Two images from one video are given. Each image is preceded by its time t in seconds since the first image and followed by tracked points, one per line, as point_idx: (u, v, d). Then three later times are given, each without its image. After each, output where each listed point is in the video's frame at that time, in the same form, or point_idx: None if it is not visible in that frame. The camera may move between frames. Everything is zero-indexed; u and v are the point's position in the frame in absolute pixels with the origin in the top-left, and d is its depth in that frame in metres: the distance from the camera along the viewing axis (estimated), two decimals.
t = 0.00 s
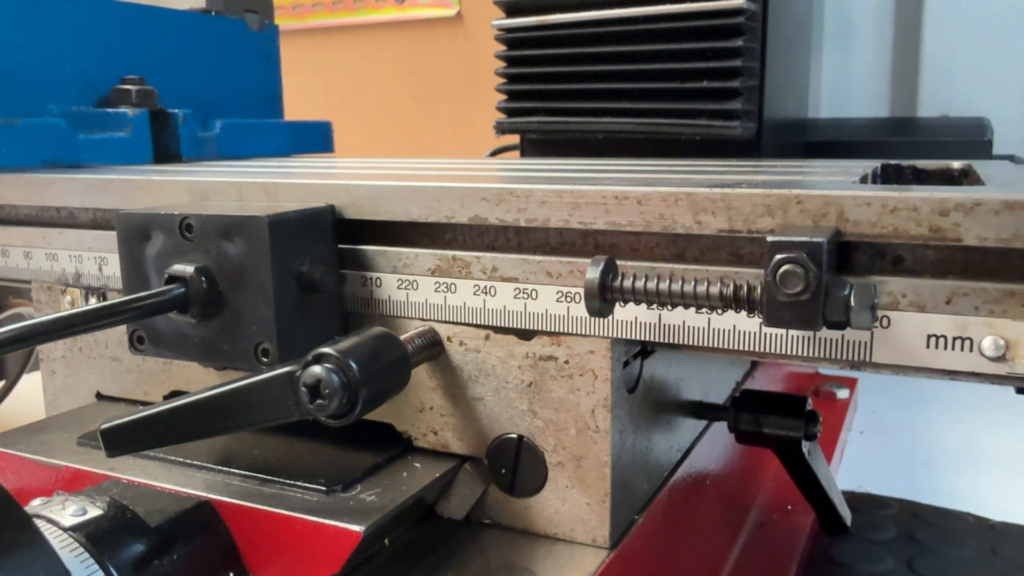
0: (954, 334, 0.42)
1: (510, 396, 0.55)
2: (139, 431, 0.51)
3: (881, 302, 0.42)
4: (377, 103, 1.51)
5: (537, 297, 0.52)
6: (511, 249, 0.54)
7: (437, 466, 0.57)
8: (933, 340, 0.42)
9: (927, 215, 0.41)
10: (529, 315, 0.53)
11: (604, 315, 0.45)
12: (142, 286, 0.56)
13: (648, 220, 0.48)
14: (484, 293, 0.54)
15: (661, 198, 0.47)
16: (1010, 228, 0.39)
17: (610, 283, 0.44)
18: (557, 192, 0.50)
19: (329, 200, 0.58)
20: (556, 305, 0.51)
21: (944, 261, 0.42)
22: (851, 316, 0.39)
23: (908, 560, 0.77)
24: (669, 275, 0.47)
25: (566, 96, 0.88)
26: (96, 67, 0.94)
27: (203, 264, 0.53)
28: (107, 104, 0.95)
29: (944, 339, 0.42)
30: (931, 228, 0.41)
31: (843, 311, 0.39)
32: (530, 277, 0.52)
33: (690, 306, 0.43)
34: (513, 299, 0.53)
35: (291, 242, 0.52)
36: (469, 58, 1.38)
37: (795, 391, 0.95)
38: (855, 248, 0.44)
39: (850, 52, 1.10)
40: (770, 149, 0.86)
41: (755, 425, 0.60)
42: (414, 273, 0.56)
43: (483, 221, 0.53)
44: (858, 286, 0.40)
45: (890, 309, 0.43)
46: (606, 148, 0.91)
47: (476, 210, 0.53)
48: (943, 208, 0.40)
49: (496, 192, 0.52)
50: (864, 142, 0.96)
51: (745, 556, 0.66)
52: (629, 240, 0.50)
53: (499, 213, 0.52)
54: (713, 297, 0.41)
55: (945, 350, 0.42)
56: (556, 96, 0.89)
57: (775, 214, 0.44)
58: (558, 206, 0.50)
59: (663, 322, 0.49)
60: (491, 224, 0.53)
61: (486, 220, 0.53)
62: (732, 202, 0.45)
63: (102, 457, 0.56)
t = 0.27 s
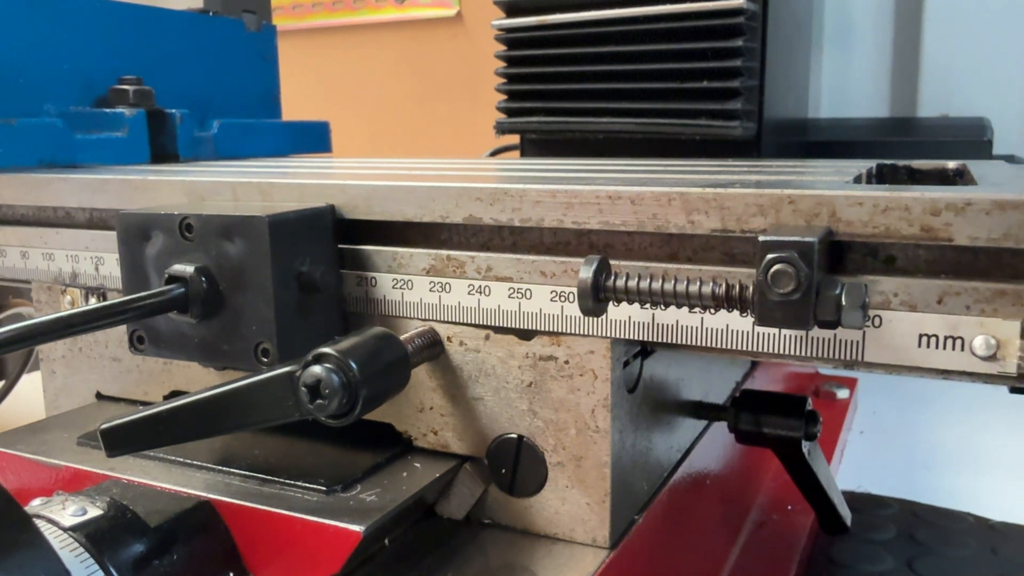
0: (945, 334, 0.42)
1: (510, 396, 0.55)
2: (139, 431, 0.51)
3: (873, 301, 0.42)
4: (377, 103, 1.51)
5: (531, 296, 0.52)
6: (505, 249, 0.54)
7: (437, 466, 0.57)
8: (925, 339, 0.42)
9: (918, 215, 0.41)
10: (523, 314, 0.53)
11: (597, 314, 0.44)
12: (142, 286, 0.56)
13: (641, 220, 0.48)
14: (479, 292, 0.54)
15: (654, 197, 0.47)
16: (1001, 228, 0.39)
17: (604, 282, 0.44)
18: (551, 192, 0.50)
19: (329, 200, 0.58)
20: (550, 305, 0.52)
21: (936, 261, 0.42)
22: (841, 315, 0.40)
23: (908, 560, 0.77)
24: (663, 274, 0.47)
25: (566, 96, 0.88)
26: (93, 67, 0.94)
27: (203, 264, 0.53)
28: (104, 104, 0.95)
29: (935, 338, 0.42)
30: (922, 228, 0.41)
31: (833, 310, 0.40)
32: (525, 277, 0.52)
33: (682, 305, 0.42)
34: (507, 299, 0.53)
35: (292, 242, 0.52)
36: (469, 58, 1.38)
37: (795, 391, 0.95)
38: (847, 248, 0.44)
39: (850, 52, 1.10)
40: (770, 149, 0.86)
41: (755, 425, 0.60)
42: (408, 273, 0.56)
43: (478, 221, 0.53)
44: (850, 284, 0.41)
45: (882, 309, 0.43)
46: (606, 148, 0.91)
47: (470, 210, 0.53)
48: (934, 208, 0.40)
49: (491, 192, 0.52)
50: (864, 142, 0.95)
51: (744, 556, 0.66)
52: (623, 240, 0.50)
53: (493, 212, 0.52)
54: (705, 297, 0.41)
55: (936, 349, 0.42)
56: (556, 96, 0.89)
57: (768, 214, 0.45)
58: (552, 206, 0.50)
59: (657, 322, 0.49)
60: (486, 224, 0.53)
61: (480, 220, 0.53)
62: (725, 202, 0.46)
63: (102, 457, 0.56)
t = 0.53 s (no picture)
0: (936, 333, 0.42)
1: (510, 396, 0.55)
2: (139, 432, 0.51)
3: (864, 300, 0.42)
4: (376, 103, 1.51)
5: (525, 296, 0.52)
6: (500, 249, 0.54)
7: (437, 466, 0.57)
8: (917, 339, 0.42)
9: (910, 214, 0.41)
10: (517, 314, 0.53)
11: (590, 312, 0.45)
12: (142, 286, 0.56)
13: (634, 220, 0.48)
14: (473, 292, 0.54)
15: (647, 197, 0.47)
16: (991, 227, 0.39)
17: (597, 281, 0.44)
18: (545, 191, 0.50)
19: (330, 200, 0.58)
20: (543, 304, 0.52)
21: (927, 260, 0.42)
22: (833, 315, 0.40)
23: (908, 559, 0.77)
24: (656, 274, 0.47)
25: (566, 96, 0.88)
26: (90, 67, 0.94)
27: (203, 264, 0.53)
28: (101, 104, 0.95)
29: (927, 337, 0.42)
30: (913, 228, 0.41)
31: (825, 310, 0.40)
32: (519, 276, 0.52)
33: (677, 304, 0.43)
34: (501, 298, 0.53)
35: (292, 242, 0.52)
36: (469, 58, 1.38)
37: (795, 391, 0.95)
38: (840, 247, 0.44)
39: (850, 53, 1.10)
40: (770, 149, 0.86)
41: (755, 425, 0.60)
42: (403, 273, 0.56)
43: (471, 221, 0.53)
44: (842, 284, 0.41)
45: (873, 308, 0.43)
46: (606, 148, 0.91)
47: (464, 210, 0.53)
48: (925, 207, 0.40)
49: (484, 191, 0.52)
50: (864, 142, 0.95)
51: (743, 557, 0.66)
52: (617, 240, 0.50)
53: (488, 212, 0.52)
54: (698, 296, 0.41)
55: (928, 348, 0.42)
56: (556, 96, 0.89)
57: (760, 214, 0.45)
58: (546, 205, 0.50)
59: (650, 321, 0.49)
60: (479, 223, 0.53)
61: (474, 219, 0.53)
62: (717, 201, 0.46)
63: (102, 457, 0.56)
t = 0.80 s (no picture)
0: (927, 332, 0.42)
1: (510, 396, 0.55)
2: (139, 432, 0.51)
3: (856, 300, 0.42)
4: (376, 104, 1.51)
5: (519, 296, 0.52)
6: (494, 249, 0.54)
7: (437, 466, 0.57)
8: (908, 338, 0.42)
9: (901, 214, 0.41)
10: (512, 313, 0.53)
11: (581, 312, 0.45)
12: (142, 286, 0.56)
13: (627, 220, 0.48)
14: (468, 292, 0.54)
15: (640, 197, 0.48)
16: (981, 226, 0.39)
17: (588, 280, 0.44)
18: (538, 191, 0.50)
19: (329, 200, 0.58)
20: (537, 304, 0.52)
21: (919, 259, 0.42)
22: (823, 314, 0.40)
23: (909, 560, 0.77)
24: (649, 273, 0.47)
25: (566, 96, 0.88)
26: (86, 67, 0.94)
27: (203, 264, 0.53)
28: (98, 104, 0.95)
29: (918, 336, 0.42)
30: (904, 227, 0.41)
31: (816, 309, 0.40)
32: (512, 276, 0.52)
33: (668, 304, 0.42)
34: (496, 298, 0.53)
35: (292, 242, 0.52)
36: (470, 58, 1.38)
37: (795, 391, 0.95)
38: (831, 248, 0.44)
39: (851, 53, 1.10)
40: (770, 150, 0.86)
41: (756, 425, 0.60)
42: (398, 272, 0.57)
43: (466, 220, 0.53)
44: (833, 283, 0.40)
45: (865, 308, 0.43)
46: (606, 148, 0.91)
47: (458, 210, 0.53)
48: (916, 207, 0.40)
49: (478, 191, 0.52)
50: (864, 142, 0.95)
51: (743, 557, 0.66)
52: (610, 240, 0.50)
53: (481, 211, 0.52)
54: (689, 296, 0.41)
55: (919, 347, 0.42)
56: (556, 96, 0.89)
57: (752, 213, 0.45)
58: (539, 205, 0.51)
59: (643, 321, 0.49)
60: (474, 223, 0.53)
61: (468, 219, 0.53)
62: (710, 201, 0.46)
63: (102, 457, 0.56)
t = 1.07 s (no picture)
0: (919, 331, 0.42)
1: (510, 396, 0.55)
2: (139, 432, 0.51)
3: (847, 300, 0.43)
4: (374, 103, 1.51)
5: (513, 295, 0.52)
6: (488, 248, 0.54)
7: (437, 466, 0.57)
8: (899, 337, 0.42)
9: (892, 214, 0.41)
10: (506, 313, 0.53)
11: (576, 312, 0.45)
12: (141, 286, 0.55)
13: (621, 220, 0.48)
14: (462, 291, 0.54)
15: (634, 197, 0.48)
16: (972, 226, 0.39)
17: (582, 279, 0.44)
18: (532, 191, 0.50)
19: (329, 200, 0.58)
20: (531, 303, 0.52)
21: (911, 259, 0.42)
22: (815, 313, 0.40)
23: (906, 559, 0.77)
24: (643, 272, 0.47)
25: (566, 96, 0.88)
26: (83, 68, 0.93)
27: (203, 264, 0.52)
28: (96, 104, 0.94)
29: (910, 336, 0.42)
30: (896, 227, 0.41)
31: (807, 308, 0.40)
32: (507, 276, 0.52)
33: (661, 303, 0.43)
34: (490, 297, 0.53)
35: (292, 242, 0.52)
36: (469, 57, 1.37)
37: (795, 391, 0.95)
38: (824, 247, 0.44)
39: (848, 54, 1.10)
40: (769, 150, 0.86)
41: (754, 425, 0.60)
42: (393, 272, 0.57)
43: (460, 220, 0.53)
44: (823, 282, 0.41)
45: (856, 307, 0.43)
46: (606, 148, 0.91)
47: (452, 209, 0.53)
48: (907, 207, 0.41)
49: (473, 191, 0.52)
50: (863, 142, 0.96)
51: (742, 557, 0.67)
52: (605, 239, 0.50)
53: (475, 211, 0.52)
54: (682, 295, 0.41)
55: (910, 347, 0.42)
56: (556, 95, 0.89)
57: (745, 213, 0.45)
58: (533, 206, 0.50)
59: (637, 319, 0.49)
60: (468, 223, 0.53)
61: (463, 219, 0.53)
62: (702, 201, 0.46)
63: (102, 457, 0.56)
